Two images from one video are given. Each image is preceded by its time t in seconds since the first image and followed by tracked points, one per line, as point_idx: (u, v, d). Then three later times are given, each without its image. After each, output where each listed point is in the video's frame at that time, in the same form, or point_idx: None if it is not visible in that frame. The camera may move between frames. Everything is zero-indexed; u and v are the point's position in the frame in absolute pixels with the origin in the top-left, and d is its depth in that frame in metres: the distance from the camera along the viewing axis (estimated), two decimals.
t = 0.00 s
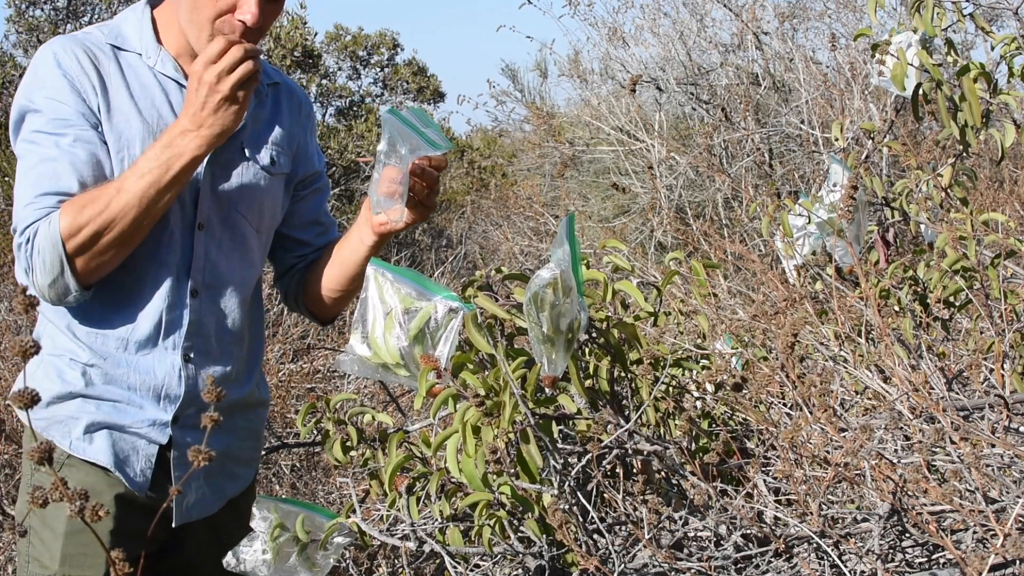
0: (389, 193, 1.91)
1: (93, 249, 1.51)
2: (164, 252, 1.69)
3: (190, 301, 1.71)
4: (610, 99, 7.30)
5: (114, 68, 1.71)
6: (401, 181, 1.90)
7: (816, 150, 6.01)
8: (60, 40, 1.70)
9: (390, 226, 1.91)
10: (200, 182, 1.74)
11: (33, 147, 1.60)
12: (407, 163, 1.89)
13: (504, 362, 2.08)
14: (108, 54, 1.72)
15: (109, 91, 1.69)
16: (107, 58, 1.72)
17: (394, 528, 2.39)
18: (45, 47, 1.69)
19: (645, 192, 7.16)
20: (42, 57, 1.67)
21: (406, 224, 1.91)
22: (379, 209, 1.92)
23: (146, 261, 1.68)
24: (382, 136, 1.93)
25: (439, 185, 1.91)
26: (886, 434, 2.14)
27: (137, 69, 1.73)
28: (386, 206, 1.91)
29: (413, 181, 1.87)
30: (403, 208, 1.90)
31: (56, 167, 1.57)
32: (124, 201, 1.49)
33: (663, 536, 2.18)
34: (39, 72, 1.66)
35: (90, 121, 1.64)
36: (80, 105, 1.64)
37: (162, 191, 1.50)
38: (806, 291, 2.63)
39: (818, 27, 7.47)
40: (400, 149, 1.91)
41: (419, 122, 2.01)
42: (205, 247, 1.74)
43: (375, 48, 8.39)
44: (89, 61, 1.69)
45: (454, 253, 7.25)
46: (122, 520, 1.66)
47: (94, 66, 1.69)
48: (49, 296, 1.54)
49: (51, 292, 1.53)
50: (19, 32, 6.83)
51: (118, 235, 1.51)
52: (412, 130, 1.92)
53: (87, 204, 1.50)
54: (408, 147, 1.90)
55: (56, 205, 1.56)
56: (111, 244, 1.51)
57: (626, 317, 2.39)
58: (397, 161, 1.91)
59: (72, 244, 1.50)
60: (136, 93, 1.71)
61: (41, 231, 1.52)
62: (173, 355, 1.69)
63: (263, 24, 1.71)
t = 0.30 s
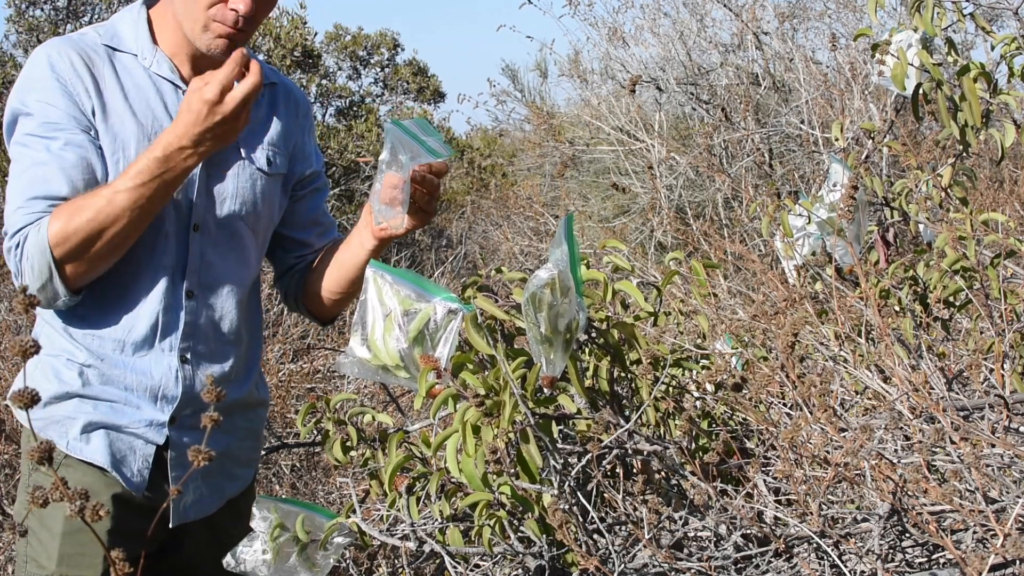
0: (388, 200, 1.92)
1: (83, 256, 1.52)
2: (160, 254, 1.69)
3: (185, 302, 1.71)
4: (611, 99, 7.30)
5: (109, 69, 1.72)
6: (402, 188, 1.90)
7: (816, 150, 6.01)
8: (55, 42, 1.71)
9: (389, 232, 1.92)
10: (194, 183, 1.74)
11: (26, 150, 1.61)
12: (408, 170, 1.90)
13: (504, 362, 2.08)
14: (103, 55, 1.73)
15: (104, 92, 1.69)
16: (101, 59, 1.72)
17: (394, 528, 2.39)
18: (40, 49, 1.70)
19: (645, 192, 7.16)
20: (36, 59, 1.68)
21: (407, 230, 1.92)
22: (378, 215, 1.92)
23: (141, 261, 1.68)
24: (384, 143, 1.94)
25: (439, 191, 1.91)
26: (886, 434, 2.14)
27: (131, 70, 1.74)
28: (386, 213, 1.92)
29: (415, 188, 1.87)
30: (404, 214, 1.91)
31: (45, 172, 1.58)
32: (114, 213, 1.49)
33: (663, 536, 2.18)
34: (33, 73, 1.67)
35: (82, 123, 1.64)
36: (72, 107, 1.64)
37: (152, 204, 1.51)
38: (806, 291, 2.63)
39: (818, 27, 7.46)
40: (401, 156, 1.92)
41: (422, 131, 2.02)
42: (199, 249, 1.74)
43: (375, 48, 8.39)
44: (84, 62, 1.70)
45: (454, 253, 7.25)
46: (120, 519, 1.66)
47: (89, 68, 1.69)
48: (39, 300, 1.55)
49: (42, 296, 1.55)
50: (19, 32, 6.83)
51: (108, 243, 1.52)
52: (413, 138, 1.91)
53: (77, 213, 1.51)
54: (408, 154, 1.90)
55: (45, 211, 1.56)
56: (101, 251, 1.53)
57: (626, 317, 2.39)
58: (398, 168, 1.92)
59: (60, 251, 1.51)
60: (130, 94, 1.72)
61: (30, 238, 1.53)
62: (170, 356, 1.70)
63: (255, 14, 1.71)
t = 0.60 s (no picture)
0: (388, 197, 1.91)
1: (85, 248, 1.52)
2: (158, 253, 1.69)
3: (184, 301, 1.71)
4: (611, 99, 7.30)
5: (107, 69, 1.72)
6: (401, 185, 1.90)
7: (816, 150, 6.01)
8: (53, 42, 1.71)
9: (390, 229, 1.92)
10: (192, 183, 1.74)
11: (27, 148, 1.61)
12: (406, 168, 1.90)
13: (504, 362, 2.08)
14: (101, 56, 1.73)
15: (103, 91, 1.70)
16: (99, 60, 1.72)
17: (394, 528, 2.39)
18: (38, 49, 1.70)
19: (645, 192, 7.16)
20: (36, 58, 1.68)
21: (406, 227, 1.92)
22: (378, 212, 1.92)
23: (141, 260, 1.68)
24: (384, 142, 1.94)
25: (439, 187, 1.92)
26: (886, 434, 2.14)
27: (129, 71, 1.74)
28: (386, 210, 1.91)
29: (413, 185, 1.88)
30: (403, 211, 1.90)
31: (48, 168, 1.58)
32: (114, 199, 1.50)
33: (663, 536, 2.18)
34: (32, 73, 1.67)
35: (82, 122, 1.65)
36: (71, 106, 1.65)
37: (151, 187, 1.51)
38: (807, 291, 2.63)
39: (818, 27, 7.46)
40: (400, 155, 1.91)
41: (421, 130, 2.02)
42: (199, 248, 1.74)
43: (375, 49, 8.39)
44: (82, 63, 1.70)
45: (454, 253, 7.25)
46: (121, 519, 1.66)
47: (87, 68, 1.70)
48: (43, 296, 1.55)
49: (45, 292, 1.55)
50: (19, 32, 6.83)
51: (109, 232, 1.52)
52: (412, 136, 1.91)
53: (77, 203, 1.51)
54: (407, 152, 1.90)
55: (47, 205, 1.57)
56: (103, 241, 1.53)
57: (626, 317, 2.39)
58: (397, 166, 1.91)
59: (62, 244, 1.52)
60: (128, 94, 1.72)
61: (33, 233, 1.54)
62: (170, 355, 1.70)
63: (247, 23, 1.66)
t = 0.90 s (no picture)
0: (388, 202, 1.92)
1: (82, 251, 1.53)
2: (158, 254, 1.70)
3: (185, 302, 1.71)
4: (611, 99, 7.30)
5: (108, 70, 1.72)
6: (401, 191, 1.91)
7: (816, 150, 6.01)
8: (54, 43, 1.71)
9: (389, 234, 1.93)
10: (193, 183, 1.74)
11: (26, 150, 1.61)
12: (407, 174, 1.90)
13: (504, 362, 2.08)
14: (102, 56, 1.73)
15: (103, 92, 1.70)
16: (99, 60, 1.72)
17: (394, 528, 2.39)
18: (39, 50, 1.70)
19: (645, 192, 7.16)
20: (36, 59, 1.68)
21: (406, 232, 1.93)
22: (378, 217, 1.93)
23: (142, 262, 1.68)
24: (383, 147, 1.94)
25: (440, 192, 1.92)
26: (886, 434, 2.14)
27: (130, 71, 1.74)
28: (385, 215, 1.92)
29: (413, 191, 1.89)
30: (403, 215, 1.91)
31: (46, 171, 1.58)
32: (111, 202, 1.50)
33: (663, 536, 2.18)
34: (32, 73, 1.67)
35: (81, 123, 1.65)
36: (71, 107, 1.65)
37: (147, 190, 1.51)
38: (807, 291, 2.63)
39: (818, 27, 7.45)
40: (400, 160, 1.92)
41: (422, 136, 2.02)
42: (200, 249, 1.74)
43: (375, 49, 8.39)
44: (83, 64, 1.70)
45: (454, 253, 7.24)
46: (122, 519, 1.66)
47: (88, 69, 1.70)
48: (42, 299, 1.56)
49: (43, 295, 1.55)
50: (19, 32, 6.83)
51: (106, 236, 1.52)
52: (412, 143, 1.92)
53: (74, 206, 1.51)
54: (406, 157, 1.91)
55: (46, 208, 1.57)
56: (100, 245, 1.53)
57: (626, 317, 2.39)
58: (396, 171, 1.92)
59: (59, 247, 1.52)
60: (128, 94, 1.72)
61: (30, 236, 1.54)
62: (172, 356, 1.70)
63: (239, 27, 1.70)
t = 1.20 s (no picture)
0: (388, 206, 1.92)
1: (67, 266, 1.54)
2: (159, 257, 1.70)
3: (187, 304, 1.72)
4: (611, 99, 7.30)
5: (110, 72, 1.72)
6: (402, 195, 1.91)
7: (816, 150, 6.01)
8: (56, 45, 1.72)
9: (390, 238, 1.93)
10: (195, 185, 1.74)
11: (20, 156, 1.62)
12: (407, 178, 1.90)
13: (504, 362, 2.07)
14: (105, 57, 1.74)
15: (104, 95, 1.70)
16: (102, 62, 1.73)
17: (394, 528, 2.39)
18: (41, 52, 1.70)
19: (645, 192, 7.16)
20: (37, 62, 1.69)
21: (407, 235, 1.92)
22: (379, 222, 1.93)
23: (144, 264, 1.69)
24: (384, 153, 1.94)
25: (440, 196, 1.92)
26: (886, 434, 2.14)
27: (132, 72, 1.74)
28: (385, 220, 1.92)
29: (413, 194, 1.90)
30: (404, 220, 1.91)
31: (37, 180, 1.59)
32: (101, 225, 1.51)
33: (663, 536, 2.18)
34: (33, 76, 1.67)
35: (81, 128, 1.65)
36: (71, 111, 1.65)
37: (136, 218, 1.53)
38: (807, 291, 2.63)
39: (818, 27, 7.45)
40: (400, 164, 1.92)
41: (422, 139, 2.02)
42: (202, 252, 1.74)
43: (375, 49, 8.39)
44: (86, 66, 1.70)
45: (454, 253, 7.24)
46: (122, 520, 1.67)
47: (90, 71, 1.70)
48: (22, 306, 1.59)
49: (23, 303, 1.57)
50: (19, 32, 6.83)
51: (92, 257, 1.54)
52: (412, 148, 1.92)
53: (63, 223, 1.52)
54: (406, 162, 1.91)
55: (33, 218, 1.58)
56: (84, 263, 1.54)
57: (626, 317, 2.38)
58: (397, 175, 1.92)
59: (44, 261, 1.53)
60: (130, 97, 1.72)
61: (16, 247, 1.55)
62: (173, 357, 1.71)
63: (244, 24, 1.73)
